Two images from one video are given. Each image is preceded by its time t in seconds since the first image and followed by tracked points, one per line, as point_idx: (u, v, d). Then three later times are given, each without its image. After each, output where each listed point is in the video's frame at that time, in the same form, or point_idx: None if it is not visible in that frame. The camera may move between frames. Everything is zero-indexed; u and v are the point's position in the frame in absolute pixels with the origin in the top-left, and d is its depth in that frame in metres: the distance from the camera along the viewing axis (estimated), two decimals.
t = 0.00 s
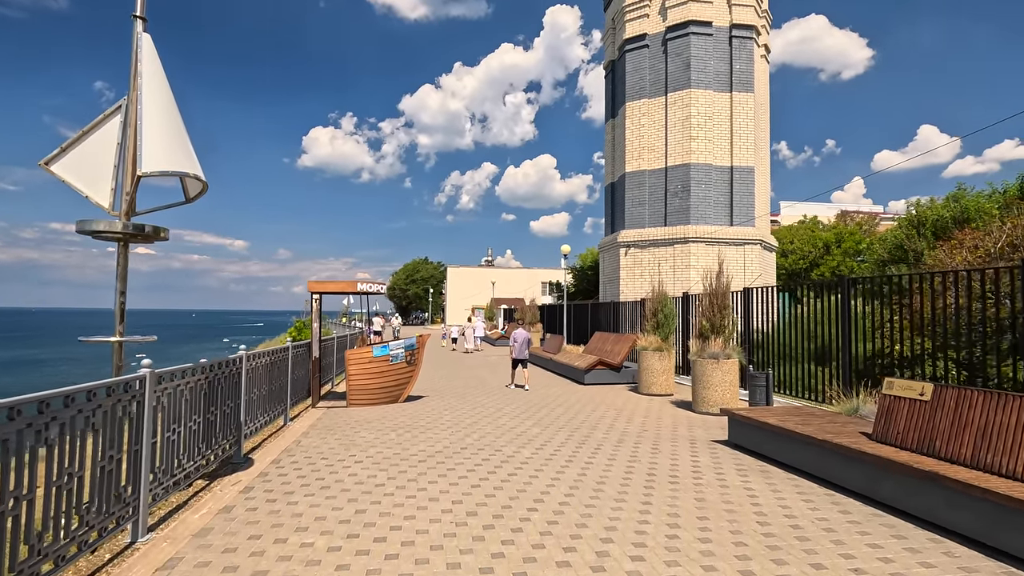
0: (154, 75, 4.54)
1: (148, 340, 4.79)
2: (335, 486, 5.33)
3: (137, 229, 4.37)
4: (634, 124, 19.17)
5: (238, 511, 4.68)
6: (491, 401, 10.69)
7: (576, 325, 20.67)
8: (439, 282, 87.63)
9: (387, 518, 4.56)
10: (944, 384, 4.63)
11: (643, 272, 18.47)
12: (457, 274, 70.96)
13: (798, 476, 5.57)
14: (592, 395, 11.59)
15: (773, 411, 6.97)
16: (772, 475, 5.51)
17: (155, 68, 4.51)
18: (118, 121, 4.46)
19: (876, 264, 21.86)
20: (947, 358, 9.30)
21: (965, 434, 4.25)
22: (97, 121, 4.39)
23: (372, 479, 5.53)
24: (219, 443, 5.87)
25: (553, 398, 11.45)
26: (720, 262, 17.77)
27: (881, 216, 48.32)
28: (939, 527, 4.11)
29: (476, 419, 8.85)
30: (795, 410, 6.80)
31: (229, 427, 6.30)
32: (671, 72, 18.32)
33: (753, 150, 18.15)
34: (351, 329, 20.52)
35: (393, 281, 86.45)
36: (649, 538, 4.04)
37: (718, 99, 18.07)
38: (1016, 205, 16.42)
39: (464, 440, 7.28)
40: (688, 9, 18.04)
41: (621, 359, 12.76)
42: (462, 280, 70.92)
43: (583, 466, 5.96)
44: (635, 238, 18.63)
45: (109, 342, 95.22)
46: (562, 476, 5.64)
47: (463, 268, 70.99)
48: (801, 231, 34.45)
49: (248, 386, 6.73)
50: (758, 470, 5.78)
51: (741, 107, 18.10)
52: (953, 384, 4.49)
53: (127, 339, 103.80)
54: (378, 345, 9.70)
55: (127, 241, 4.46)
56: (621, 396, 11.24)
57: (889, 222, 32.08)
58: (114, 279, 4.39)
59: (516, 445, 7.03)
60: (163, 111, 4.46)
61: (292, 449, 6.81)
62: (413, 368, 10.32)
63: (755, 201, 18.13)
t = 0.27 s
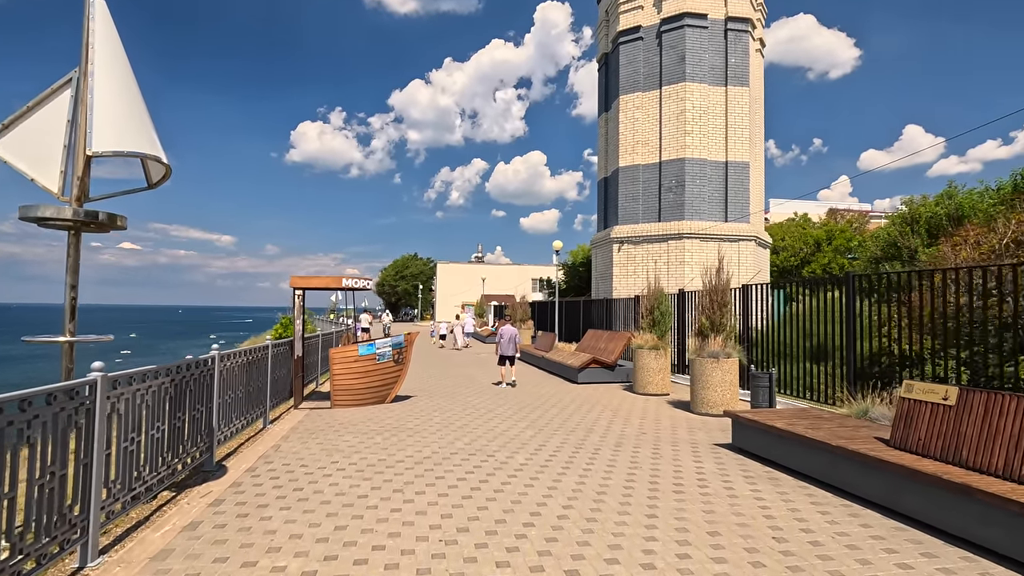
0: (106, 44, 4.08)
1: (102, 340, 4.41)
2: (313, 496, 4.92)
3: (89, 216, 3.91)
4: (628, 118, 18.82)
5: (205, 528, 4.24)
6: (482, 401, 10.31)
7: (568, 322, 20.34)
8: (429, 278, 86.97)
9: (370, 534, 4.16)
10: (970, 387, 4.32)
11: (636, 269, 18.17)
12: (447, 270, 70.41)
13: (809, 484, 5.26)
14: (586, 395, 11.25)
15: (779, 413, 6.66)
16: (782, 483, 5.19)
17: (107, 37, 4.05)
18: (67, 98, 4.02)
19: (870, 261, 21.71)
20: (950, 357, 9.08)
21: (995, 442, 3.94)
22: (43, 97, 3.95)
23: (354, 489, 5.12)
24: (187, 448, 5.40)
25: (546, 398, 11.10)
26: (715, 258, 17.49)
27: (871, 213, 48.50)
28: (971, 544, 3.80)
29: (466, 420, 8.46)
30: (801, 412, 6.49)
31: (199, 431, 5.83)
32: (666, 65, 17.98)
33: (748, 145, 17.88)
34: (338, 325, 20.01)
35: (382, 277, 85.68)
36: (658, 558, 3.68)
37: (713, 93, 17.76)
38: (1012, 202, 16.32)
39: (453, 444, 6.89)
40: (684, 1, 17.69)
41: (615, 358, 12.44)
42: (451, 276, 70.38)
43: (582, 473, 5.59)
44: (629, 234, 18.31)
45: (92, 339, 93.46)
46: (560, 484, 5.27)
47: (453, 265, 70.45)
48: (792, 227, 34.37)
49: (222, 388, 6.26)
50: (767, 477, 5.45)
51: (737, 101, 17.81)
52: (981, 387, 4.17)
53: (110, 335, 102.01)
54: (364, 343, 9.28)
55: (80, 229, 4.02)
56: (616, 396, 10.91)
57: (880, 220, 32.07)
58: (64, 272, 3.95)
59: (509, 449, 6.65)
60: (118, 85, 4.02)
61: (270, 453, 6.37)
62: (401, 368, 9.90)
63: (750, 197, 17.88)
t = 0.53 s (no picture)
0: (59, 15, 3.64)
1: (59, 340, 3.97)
2: (294, 511, 4.51)
3: (40, 202, 3.46)
4: (623, 116, 18.53)
5: (173, 548, 3.79)
6: (475, 405, 9.92)
7: (562, 323, 19.99)
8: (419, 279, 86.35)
9: (357, 554, 3.74)
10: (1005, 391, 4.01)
11: (631, 269, 17.87)
12: (438, 271, 69.92)
13: (828, 495, 4.95)
14: (582, 397, 10.91)
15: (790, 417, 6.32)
16: (800, 495, 4.85)
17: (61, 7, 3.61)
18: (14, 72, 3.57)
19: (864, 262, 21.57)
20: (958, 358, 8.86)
21: None
22: None
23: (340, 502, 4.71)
24: (156, 459, 4.86)
25: (541, 401, 10.73)
26: (711, 258, 17.24)
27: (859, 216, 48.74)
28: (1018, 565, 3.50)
29: (459, 425, 8.07)
30: (814, 416, 6.17)
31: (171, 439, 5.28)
32: (662, 62, 17.72)
33: (744, 144, 17.67)
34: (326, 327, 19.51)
35: (372, 277, 84.98)
36: None
37: (709, 91, 17.53)
38: (1009, 203, 16.24)
39: (446, 451, 6.49)
40: None
41: (612, 360, 12.11)
42: (442, 277, 69.89)
43: (585, 484, 5.22)
44: (624, 234, 18.01)
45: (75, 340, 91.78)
46: (563, 495, 4.89)
47: (443, 266, 69.96)
48: (785, 229, 34.32)
49: (198, 392, 5.75)
50: (781, 487, 5.12)
51: (733, 99, 17.59)
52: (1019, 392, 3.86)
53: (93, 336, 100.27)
54: (351, 344, 8.86)
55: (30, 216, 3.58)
56: (614, 399, 10.57)
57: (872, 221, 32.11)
58: (13, 260, 3.71)
59: (506, 457, 6.26)
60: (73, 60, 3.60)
61: (249, 462, 5.94)
62: (391, 370, 9.48)
63: (746, 196, 17.66)
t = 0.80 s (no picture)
0: None
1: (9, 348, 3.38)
2: (274, 534, 4.13)
3: None
4: (620, 113, 18.22)
5: None
6: (470, 410, 9.56)
7: (557, 324, 19.66)
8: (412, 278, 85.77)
9: None
10: None
11: (628, 269, 17.57)
12: (431, 270, 69.45)
13: (849, 513, 4.64)
14: (580, 402, 10.57)
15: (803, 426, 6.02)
16: (820, 513, 4.53)
17: None
18: None
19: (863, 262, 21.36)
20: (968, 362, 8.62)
21: None
22: None
23: (325, 523, 4.35)
24: (127, 476, 4.36)
25: (538, 405, 10.39)
26: (709, 258, 16.96)
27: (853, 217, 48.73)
28: None
29: (454, 433, 7.71)
30: (827, 425, 5.87)
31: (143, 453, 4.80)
32: (660, 59, 17.42)
33: (743, 142, 17.41)
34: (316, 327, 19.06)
35: (365, 276, 84.30)
36: None
37: (707, 89, 17.25)
38: (1009, 203, 16.08)
39: (440, 462, 6.13)
40: None
41: (610, 363, 11.79)
42: (435, 276, 69.41)
43: (589, 501, 4.88)
44: (621, 233, 17.70)
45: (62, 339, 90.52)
46: (567, 514, 4.54)
47: (436, 265, 69.48)
48: (780, 229, 34.18)
49: (173, 401, 5.29)
50: (798, 504, 4.80)
51: (731, 97, 17.33)
52: None
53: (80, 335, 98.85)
54: (341, 348, 8.47)
55: None
56: (613, 404, 10.24)
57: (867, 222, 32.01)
58: None
59: (503, 469, 5.91)
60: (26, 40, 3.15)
61: (229, 476, 5.54)
62: (382, 375, 9.09)
63: (745, 196, 17.42)
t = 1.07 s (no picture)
0: None
1: None
2: (243, 552, 3.72)
3: None
4: (615, 111, 17.94)
5: None
6: (462, 414, 9.18)
7: (551, 326, 19.30)
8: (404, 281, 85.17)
9: None
10: None
11: (623, 269, 17.26)
12: (423, 272, 68.94)
13: (871, 524, 4.30)
14: (576, 404, 10.21)
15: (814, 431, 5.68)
16: (841, 526, 4.18)
17: None
18: None
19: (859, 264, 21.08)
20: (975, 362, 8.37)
21: None
22: None
23: (301, 540, 3.94)
24: (76, 490, 3.89)
25: (533, 408, 10.01)
26: (706, 259, 16.68)
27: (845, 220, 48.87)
28: None
29: (445, 437, 7.32)
30: (841, 430, 5.53)
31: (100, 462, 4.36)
32: (655, 56, 17.16)
33: (739, 141, 17.18)
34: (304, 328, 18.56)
35: (356, 279, 83.60)
36: None
37: (704, 87, 17.01)
38: (1007, 204, 15.96)
39: (430, 468, 5.74)
40: None
41: (607, 365, 11.44)
42: (427, 279, 68.89)
43: (590, 513, 4.51)
44: (616, 233, 17.40)
45: (47, 342, 89.05)
46: (567, 528, 4.16)
47: (428, 267, 68.99)
48: (774, 231, 34.10)
49: (137, 406, 4.83)
50: (816, 515, 4.45)
51: (728, 95, 17.10)
52: None
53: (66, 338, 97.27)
54: (326, 349, 8.07)
55: None
56: (610, 407, 9.89)
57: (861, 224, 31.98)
58: None
59: (497, 477, 5.52)
60: None
61: (201, 486, 5.12)
62: (369, 377, 8.68)
63: (742, 195, 17.19)
